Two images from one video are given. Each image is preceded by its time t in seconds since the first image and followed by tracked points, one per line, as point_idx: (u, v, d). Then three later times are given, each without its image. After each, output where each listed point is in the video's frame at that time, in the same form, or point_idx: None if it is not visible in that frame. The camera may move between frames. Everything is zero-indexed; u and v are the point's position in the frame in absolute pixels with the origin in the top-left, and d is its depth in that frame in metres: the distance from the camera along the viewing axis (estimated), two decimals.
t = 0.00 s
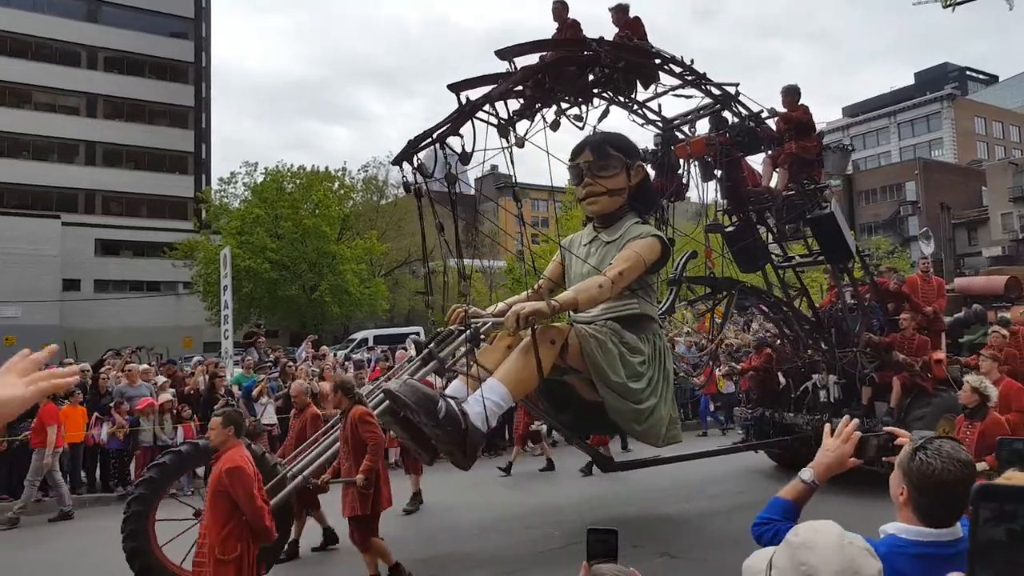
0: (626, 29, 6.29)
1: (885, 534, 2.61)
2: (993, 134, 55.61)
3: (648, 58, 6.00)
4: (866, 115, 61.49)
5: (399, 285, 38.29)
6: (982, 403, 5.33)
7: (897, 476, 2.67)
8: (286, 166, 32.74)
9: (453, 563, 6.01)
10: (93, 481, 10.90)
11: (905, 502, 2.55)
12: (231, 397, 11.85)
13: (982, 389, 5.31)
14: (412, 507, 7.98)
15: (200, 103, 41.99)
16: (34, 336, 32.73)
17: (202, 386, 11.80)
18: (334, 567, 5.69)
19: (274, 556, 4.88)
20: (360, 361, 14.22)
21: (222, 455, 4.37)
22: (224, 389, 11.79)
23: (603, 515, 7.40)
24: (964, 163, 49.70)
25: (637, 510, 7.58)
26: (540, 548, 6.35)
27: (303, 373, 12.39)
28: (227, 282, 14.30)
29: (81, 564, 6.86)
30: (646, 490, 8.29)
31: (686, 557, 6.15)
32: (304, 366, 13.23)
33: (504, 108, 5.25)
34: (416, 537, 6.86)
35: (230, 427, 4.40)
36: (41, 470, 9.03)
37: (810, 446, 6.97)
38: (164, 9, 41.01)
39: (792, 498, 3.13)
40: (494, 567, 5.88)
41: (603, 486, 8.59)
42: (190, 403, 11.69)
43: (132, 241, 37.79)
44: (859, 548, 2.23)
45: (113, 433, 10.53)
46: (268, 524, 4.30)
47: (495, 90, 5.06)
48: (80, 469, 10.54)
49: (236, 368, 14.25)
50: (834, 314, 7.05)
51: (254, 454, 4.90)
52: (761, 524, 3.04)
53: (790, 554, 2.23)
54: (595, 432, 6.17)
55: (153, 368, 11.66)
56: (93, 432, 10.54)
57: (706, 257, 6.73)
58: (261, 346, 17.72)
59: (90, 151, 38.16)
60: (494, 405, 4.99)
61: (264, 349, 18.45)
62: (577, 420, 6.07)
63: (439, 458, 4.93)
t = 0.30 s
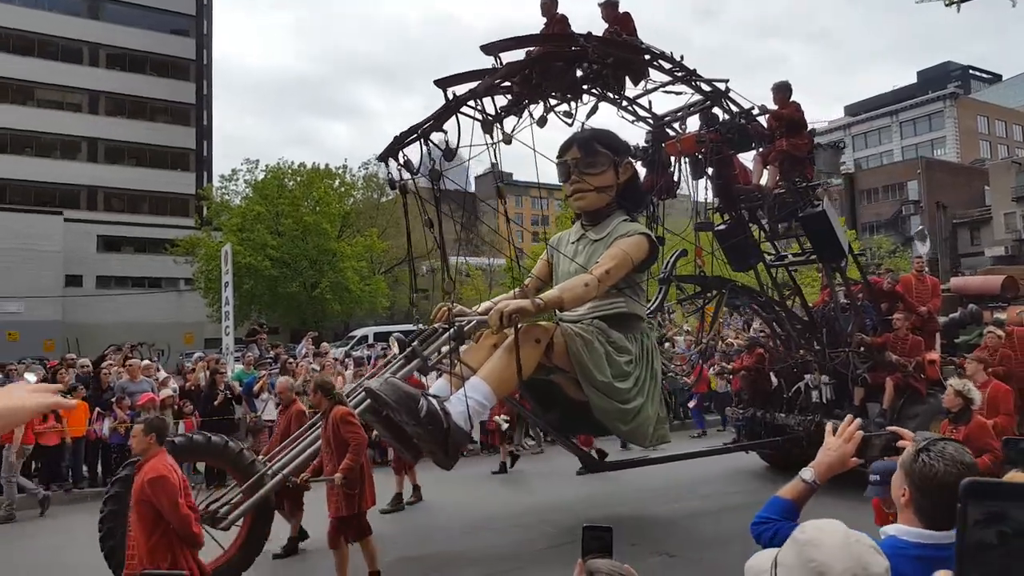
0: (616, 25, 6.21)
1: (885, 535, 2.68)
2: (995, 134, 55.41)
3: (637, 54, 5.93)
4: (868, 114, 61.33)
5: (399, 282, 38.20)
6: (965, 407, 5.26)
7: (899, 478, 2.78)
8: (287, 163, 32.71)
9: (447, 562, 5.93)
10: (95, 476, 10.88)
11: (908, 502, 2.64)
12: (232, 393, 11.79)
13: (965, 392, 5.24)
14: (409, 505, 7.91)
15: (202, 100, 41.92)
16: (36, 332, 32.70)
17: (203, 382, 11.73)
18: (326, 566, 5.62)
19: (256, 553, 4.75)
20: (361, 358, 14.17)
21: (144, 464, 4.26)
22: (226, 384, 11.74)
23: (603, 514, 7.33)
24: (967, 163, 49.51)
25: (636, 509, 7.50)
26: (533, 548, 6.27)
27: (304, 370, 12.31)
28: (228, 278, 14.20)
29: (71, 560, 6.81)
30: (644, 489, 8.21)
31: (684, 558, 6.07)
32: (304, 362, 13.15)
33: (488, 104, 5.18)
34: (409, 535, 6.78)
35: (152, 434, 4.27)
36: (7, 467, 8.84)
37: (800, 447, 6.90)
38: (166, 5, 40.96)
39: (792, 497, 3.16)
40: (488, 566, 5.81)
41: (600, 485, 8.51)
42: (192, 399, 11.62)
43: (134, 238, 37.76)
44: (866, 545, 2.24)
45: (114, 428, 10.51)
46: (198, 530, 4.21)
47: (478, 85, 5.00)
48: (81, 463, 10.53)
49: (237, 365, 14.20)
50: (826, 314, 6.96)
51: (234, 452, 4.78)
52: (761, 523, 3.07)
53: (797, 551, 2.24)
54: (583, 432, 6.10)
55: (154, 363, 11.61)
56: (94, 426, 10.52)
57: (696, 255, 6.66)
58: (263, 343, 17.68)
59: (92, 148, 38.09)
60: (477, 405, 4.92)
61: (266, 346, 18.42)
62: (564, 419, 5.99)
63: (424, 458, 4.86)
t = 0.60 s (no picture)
0: (618, 19, 6.11)
1: (890, 540, 2.67)
2: (1013, 139, 54.78)
3: (638, 48, 5.84)
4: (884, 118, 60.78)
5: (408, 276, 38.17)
6: (957, 413, 5.13)
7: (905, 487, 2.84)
8: (298, 154, 32.72)
9: (445, 557, 5.86)
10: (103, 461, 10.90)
11: (914, 509, 2.68)
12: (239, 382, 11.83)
13: (958, 398, 5.12)
14: (410, 499, 7.83)
15: (215, 90, 41.98)
16: (48, 316, 32.83)
17: (211, 369, 11.76)
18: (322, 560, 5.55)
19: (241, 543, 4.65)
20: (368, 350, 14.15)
21: (73, 444, 4.32)
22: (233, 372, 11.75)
23: (607, 514, 7.23)
24: (983, 168, 48.96)
25: (640, 509, 7.41)
26: (532, 546, 6.18)
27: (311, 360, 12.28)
28: (236, 267, 14.12)
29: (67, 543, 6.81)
30: (648, 488, 8.11)
31: (687, 559, 5.97)
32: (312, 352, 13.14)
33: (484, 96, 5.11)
34: (408, 529, 6.71)
35: (83, 414, 4.36)
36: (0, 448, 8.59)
37: (798, 451, 6.79)
38: None
39: (796, 498, 3.18)
40: (485, 562, 5.73)
41: (603, 483, 8.41)
42: (199, 386, 11.65)
43: (146, 226, 37.90)
44: (874, 545, 2.24)
45: (123, 413, 10.58)
46: (126, 510, 4.31)
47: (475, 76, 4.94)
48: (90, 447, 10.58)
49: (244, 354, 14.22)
50: (827, 317, 6.85)
51: (219, 440, 4.68)
52: (763, 523, 3.11)
53: (806, 551, 2.24)
54: (575, 430, 6.00)
55: (163, 350, 11.69)
56: (103, 412, 10.58)
57: (694, 254, 6.56)
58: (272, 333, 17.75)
59: (105, 136, 38.18)
60: (466, 399, 4.84)
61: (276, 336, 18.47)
62: (557, 418, 5.90)
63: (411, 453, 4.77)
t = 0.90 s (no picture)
0: (628, 7, 6.00)
1: (910, 542, 2.63)
2: None
3: (648, 38, 5.73)
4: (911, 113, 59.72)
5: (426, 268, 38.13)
6: (967, 416, 4.96)
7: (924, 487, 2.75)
8: (317, 146, 32.80)
9: (451, 549, 5.83)
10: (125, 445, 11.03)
11: (935, 512, 2.61)
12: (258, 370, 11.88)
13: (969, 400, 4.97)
14: (421, 492, 7.80)
15: (237, 81, 42.13)
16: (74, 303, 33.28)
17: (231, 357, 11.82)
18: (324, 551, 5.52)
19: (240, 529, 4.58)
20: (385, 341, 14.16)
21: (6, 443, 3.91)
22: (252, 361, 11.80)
23: (619, 510, 7.16)
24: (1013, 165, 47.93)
25: (652, 506, 7.32)
26: (541, 540, 6.12)
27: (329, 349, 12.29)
28: (257, 257, 14.06)
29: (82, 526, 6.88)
30: (659, 484, 8.02)
31: (699, 556, 5.89)
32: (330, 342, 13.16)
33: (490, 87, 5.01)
34: (414, 521, 6.66)
35: (18, 411, 3.94)
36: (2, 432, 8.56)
37: (807, 450, 6.67)
38: None
39: (812, 497, 3.07)
40: (491, 556, 5.69)
41: (614, 479, 8.32)
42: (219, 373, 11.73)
43: (169, 215, 38.20)
44: (895, 544, 2.14)
45: (145, 398, 10.70)
46: (64, 513, 3.91)
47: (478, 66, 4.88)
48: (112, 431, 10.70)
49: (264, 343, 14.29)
50: (840, 314, 6.70)
51: (217, 427, 4.60)
52: (779, 523, 3.02)
53: (825, 549, 2.15)
54: (579, 425, 5.90)
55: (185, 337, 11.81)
56: (126, 397, 10.76)
57: (703, 248, 6.45)
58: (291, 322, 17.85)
59: (130, 126, 38.42)
60: (467, 393, 4.73)
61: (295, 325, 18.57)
62: (561, 412, 5.81)
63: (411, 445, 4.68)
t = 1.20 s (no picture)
0: None
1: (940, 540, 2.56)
2: None
3: (658, 26, 5.63)
4: (942, 100, 58.44)
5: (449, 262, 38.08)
6: (984, 409, 4.85)
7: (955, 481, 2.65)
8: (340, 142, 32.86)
9: (469, 545, 5.82)
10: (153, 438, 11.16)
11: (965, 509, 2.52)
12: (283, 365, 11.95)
13: (986, 393, 4.84)
14: (442, 487, 7.80)
15: (261, 79, 42.26)
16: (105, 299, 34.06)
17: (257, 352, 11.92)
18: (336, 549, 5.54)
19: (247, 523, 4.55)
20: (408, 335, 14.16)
21: None
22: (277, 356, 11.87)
23: (640, 506, 7.10)
24: None
25: (673, 501, 7.25)
26: (561, 537, 6.10)
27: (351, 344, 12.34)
28: (282, 254, 14.03)
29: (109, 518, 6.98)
30: (681, 480, 7.94)
31: (722, 551, 5.83)
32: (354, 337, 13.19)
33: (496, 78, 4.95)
34: (434, 516, 6.66)
35: None
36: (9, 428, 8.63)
37: (825, 445, 6.54)
38: None
39: (838, 491, 3.01)
40: (510, 552, 5.68)
41: (636, 474, 8.26)
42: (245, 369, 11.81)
43: (195, 213, 38.56)
44: (924, 538, 2.14)
45: (174, 393, 10.86)
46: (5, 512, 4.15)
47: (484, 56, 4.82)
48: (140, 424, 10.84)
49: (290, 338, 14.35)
50: (859, 305, 6.53)
51: (223, 422, 4.60)
52: (802, 517, 2.96)
53: (853, 545, 2.14)
54: (590, 420, 5.82)
55: (212, 332, 11.95)
56: (155, 392, 10.80)
57: (717, 239, 6.32)
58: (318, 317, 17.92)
59: (156, 124, 38.75)
60: (475, 387, 4.65)
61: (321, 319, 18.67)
62: (572, 407, 5.74)
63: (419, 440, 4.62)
